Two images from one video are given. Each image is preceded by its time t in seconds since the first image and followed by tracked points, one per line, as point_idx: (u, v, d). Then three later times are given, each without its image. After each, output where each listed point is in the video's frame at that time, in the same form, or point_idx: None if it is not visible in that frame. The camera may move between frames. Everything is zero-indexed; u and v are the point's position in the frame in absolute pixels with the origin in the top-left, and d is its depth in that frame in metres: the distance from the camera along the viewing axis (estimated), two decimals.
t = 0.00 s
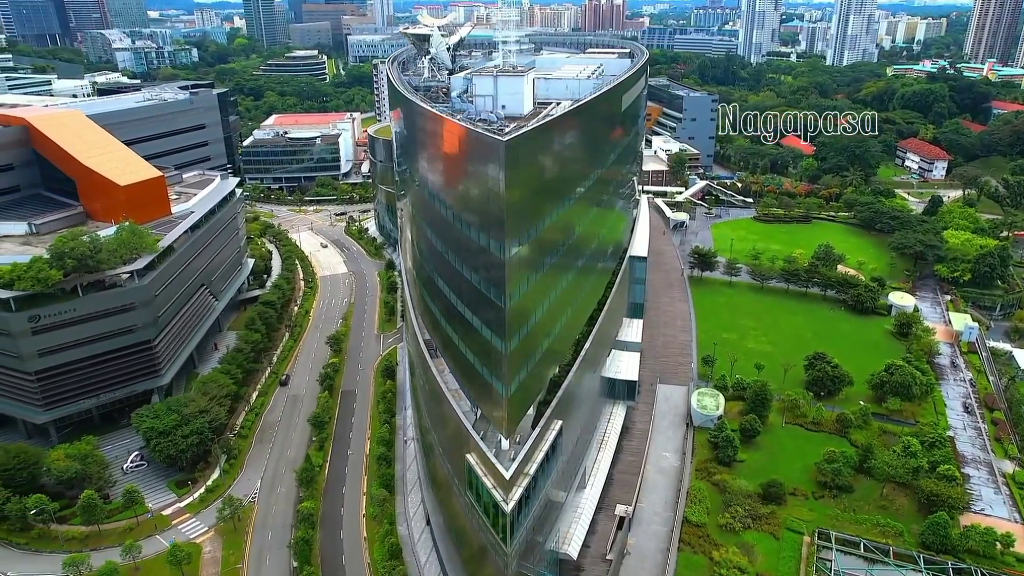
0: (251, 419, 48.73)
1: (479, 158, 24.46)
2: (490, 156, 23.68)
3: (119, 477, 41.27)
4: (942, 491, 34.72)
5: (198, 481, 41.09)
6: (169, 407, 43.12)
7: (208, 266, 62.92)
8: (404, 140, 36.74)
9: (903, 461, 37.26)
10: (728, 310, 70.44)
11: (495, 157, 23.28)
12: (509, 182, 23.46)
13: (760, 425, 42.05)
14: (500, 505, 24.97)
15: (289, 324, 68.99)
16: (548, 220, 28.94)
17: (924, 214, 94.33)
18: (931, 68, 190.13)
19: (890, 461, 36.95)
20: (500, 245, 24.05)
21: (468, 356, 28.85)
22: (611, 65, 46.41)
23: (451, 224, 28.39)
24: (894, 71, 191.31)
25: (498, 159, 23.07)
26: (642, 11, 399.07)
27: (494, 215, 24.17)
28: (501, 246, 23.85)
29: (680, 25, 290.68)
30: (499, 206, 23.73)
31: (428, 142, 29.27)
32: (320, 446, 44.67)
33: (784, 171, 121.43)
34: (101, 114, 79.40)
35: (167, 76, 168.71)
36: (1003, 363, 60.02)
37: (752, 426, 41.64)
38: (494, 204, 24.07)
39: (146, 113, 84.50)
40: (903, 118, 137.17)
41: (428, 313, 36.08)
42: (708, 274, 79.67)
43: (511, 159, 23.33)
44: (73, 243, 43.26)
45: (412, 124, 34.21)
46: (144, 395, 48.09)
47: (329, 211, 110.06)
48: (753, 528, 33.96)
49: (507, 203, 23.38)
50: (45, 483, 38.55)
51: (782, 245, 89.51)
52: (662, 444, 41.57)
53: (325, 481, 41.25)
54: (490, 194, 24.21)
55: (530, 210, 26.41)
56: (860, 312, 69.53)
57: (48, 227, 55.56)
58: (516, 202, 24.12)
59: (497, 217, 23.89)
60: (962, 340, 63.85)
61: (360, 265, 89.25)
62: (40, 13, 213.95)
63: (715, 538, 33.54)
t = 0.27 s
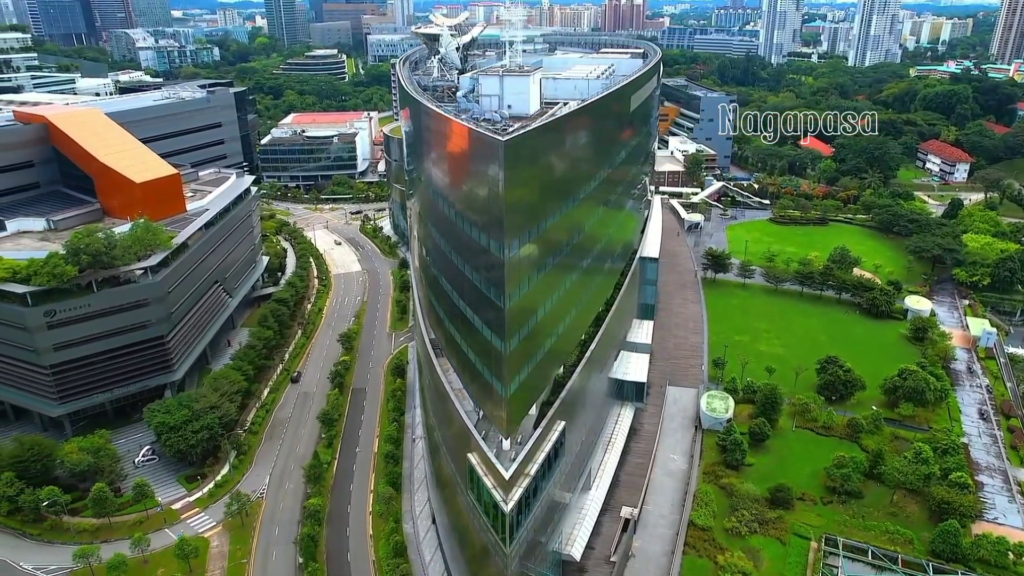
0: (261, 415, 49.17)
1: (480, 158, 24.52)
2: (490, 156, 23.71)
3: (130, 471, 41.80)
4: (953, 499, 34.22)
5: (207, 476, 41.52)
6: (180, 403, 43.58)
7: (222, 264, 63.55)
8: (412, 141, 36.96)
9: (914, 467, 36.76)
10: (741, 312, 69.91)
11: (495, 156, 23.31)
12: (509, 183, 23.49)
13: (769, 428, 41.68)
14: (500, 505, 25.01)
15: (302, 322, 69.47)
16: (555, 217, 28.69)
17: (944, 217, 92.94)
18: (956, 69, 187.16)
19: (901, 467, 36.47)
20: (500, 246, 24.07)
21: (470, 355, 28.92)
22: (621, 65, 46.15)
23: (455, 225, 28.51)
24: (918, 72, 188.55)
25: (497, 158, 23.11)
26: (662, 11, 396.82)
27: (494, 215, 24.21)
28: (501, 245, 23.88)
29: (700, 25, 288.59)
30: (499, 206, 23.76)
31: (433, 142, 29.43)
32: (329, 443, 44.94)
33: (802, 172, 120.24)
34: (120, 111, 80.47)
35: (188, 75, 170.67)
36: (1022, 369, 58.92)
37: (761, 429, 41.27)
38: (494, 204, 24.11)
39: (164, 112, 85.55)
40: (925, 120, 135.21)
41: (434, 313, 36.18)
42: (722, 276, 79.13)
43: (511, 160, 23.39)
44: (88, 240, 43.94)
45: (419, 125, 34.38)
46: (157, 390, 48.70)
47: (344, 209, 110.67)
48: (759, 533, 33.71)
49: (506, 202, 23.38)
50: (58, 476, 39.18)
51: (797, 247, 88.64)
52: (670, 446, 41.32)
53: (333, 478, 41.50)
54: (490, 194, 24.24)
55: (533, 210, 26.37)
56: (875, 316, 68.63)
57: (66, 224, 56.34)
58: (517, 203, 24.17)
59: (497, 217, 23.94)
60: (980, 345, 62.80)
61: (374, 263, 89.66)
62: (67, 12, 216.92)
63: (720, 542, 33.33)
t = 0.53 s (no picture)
0: (272, 412, 49.59)
1: (482, 158, 24.50)
2: (491, 155, 23.67)
3: (141, 465, 42.33)
4: (964, 507, 33.71)
5: (216, 471, 41.93)
6: (191, 399, 44.07)
7: (236, 261, 64.17)
8: (421, 141, 37.07)
9: (925, 474, 36.24)
10: (754, 314, 69.37)
11: (495, 156, 23.27)
12: (509, 184, 23.45)
13: (779, 432, 41.29)
14: (500, 505, 25.02)
15: (315, 319, 69.94)
16: (559, 217, 28.58)
17: (964, 221, 91.51)
18: (981, 70, 183.96)
19: (912, 474, 35.98)
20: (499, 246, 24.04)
21: (472, 355, 28.96)
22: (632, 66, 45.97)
23: (458, 225, 28.55)
24: (942, 72, 185.63)
25: (497, 158, 23.06)
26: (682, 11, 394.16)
27: (495, 215, 24.18)
28: (500, 246, 23.85)
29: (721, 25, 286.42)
30: (499, 206, 23.72)
31: (439, 142, 29.51)
32: (337, 441, 45.20)
33: (821, 174, 119.02)
34: (139, 109, 81.49)
35: (209, 74, 172.56)
36: None
37: (770, 433, 40.92)
38: (494, 205, 24.08)
39: (182, 110, 86.58)
40: (947, 121, 133.18)
41: (440, 313, 36.27)
42: (736, 278, 78.58)
43: (511, 161, 23.34)
44: (103, 236, 44.67)
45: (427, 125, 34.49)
46: (169, 385, 49.25)
47: (360, 208, 111.25)
48: (765, 538, 33.47)
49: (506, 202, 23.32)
50: (71, 468, 39.79)
51: (813, 250, 87.79)
52: (678, 448, 41.10)
53: (340, 475, 41.73)
54: (491, 194, 24.21)
55: (536, 210, 26.29)
56: (890, 320, 67.74)
57: (84, 220, 57.00)
58: (517, 203, 24.12)
59: (497, 217, 23.89)
60: (998, 351, 61.73)
61: (388, 262, 90.03)
62: (92, 11, 219.76)
63: (726, 546, 33.11)
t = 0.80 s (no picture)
0: (283, 408, 49.93)
1: (484, 157, 24.48)
2: (492, 155, 23.66)
3: (153, 459, 42.89)
4: (976, 515, 33.19)
5: (226, 467, 42.36)
6: (203, 394, 44.57)
7: (249, 259, 64.78)
8: (429, 141, 37.17)
9: (935, 481, 35.74)
10: (767, 318, 68.69)
11: (496, 156, 23.24)
12: (510, 184, 23.44)
13: (787, 436, 40.93)
14: (499, 504, 25.04)
15: (327, 317, 70.42)
16: (564, 217, 28.42)
17: (985, 224, 90.06)
18: (1008, 71, 180.59)
19: (923, 480, 35.51)
20: (500, 247, 24.04)
21: (474, 355, 29.02)
22: (643, 66, 45.72)
23: (462, 225, 28.63)
24: (967, 73, 182.58)
25: (498, 158, 23.03)
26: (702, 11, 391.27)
27: (495, 215, 24.18)
28: (500, 246, 23.85)
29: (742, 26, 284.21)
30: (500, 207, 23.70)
31: (446, 142, 29.60)
32: (346, 438, 45.50)
33: (839, 176, 117.73)
34: (157, 107, 82.49)
35: (231, 72, 174.44)
36: None
37: (779, 437, 40.59)
38: (495, 204, 24.07)
39: (200, 108, 87.57)
40: (970, 123, 131.05)
41: (445, 314, 36.34)
42: (749, 280, 77.99)
43: (511, 161, 23.34)
44: (117, 233, 45.17)
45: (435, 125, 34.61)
46: (182, 380, 49.83)
47: (375, 207, 111.78)
48: (772, 543, 33.21)
49: (507, 203, 23.29)
50: (84, 461, 40.39)
51: (828, 252, 86.92)
52: (685, 451, 40.90)
53: (348, 473, 41.98)
54: (493, 194, 24.23)
55: (539, 211, 26.18)
56: (906, 324, 66.85)
57: (100, 216, 57.73)
58: (517, 203, 24.10)
59: (498, 216, 23.88)
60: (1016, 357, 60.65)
61: (402, 261, 90.38)
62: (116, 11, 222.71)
63: (731, 550, 32.91)
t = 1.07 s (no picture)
0: (293, 406, 50.33)
1: (486, 157, 24.45)
2: (493, 155, 23.62)
3: (164, 454, 43.42)
4: (987, 524, 32.67)
5: (235, 463, 42.74)
6: (214, 390, 45.03)
7: (263, 256, 65.31)
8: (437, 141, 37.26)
9: (947, 488, 35.22)
10: (780, 321, 68.03)
11: (496, 156, 23.21)
12: (510, 184, 23.38)
13: (797, 440, 40.55)
14: (499, 505, 25.08)
15: (340, 315, 70.82)
16: (568, 217, 28.29)
17: (1007, 228, 88.49)
18: None
19: (934, 487, 35.02)
20: (500, 248, 24.01)
21: (476, 354, 29.09)
22: (654, 67, 45.46)
23: (466, 225, 28.68)
24: (992, 74, 179.44)
25: (498, 159, 22.99)
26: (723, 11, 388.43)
27: (495, 215, 24.17)
28: (500, 246, 23.83)
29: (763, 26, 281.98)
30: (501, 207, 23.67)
31: (451, 141, 29.63)
32: (355, 436, 45.76)
33: (859, 178, 116.34)
34: (175, 106, 83.45)
35: (251, 71, 176.28)
36: None
37: (788, 441, 40.24)
38: (495, 205, 24.06)
39: (218, 107, 88.51)
40: (994, 125, 128.81)
41: (451, 313, 36.40)
42: (763, 283, 77.32)
43: (511, 162, 23.29)
44: (132, 229, 45.79)
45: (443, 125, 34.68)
46: (194, 376, 50.38)
47: (391, 206, 112.25)
48: (778, 548, 32.96)
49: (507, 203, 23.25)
50: (97, 455, 40.97)
51: (845, 255, 85.96)
52: (694, 454, 40.66)
53: (356, 470, 42.20)
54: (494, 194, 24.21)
55: (542, 212, 26.08)
56: (921, 329, 65.94)
57: (116, 213, 58.45)
58: (518, 203, 24.06)
59: (498, 216, 23.86)
60: None
61: (415, 260, 90.61)
62: (140, 10, 226.33)
63: (737, 555, 32.69)
